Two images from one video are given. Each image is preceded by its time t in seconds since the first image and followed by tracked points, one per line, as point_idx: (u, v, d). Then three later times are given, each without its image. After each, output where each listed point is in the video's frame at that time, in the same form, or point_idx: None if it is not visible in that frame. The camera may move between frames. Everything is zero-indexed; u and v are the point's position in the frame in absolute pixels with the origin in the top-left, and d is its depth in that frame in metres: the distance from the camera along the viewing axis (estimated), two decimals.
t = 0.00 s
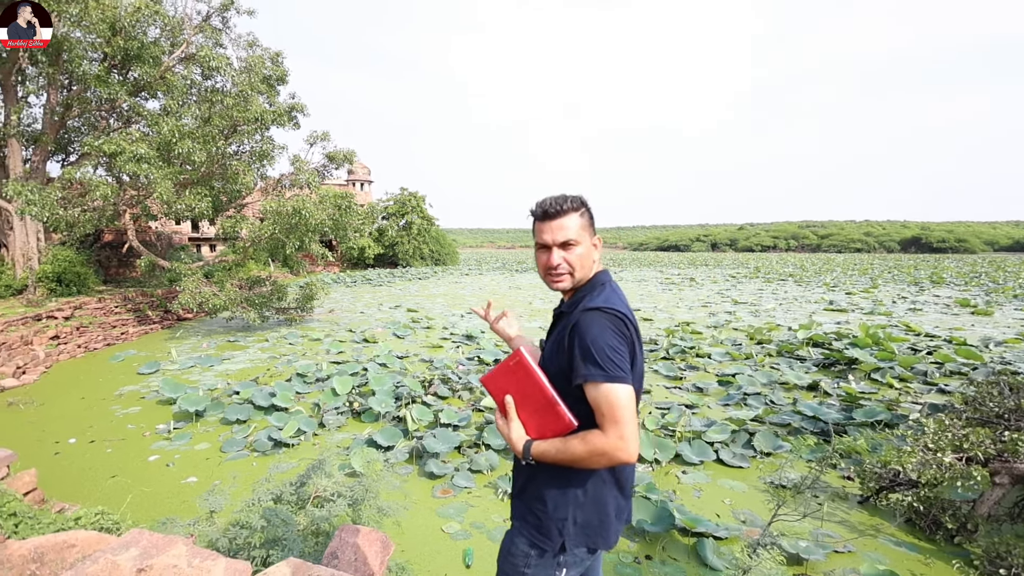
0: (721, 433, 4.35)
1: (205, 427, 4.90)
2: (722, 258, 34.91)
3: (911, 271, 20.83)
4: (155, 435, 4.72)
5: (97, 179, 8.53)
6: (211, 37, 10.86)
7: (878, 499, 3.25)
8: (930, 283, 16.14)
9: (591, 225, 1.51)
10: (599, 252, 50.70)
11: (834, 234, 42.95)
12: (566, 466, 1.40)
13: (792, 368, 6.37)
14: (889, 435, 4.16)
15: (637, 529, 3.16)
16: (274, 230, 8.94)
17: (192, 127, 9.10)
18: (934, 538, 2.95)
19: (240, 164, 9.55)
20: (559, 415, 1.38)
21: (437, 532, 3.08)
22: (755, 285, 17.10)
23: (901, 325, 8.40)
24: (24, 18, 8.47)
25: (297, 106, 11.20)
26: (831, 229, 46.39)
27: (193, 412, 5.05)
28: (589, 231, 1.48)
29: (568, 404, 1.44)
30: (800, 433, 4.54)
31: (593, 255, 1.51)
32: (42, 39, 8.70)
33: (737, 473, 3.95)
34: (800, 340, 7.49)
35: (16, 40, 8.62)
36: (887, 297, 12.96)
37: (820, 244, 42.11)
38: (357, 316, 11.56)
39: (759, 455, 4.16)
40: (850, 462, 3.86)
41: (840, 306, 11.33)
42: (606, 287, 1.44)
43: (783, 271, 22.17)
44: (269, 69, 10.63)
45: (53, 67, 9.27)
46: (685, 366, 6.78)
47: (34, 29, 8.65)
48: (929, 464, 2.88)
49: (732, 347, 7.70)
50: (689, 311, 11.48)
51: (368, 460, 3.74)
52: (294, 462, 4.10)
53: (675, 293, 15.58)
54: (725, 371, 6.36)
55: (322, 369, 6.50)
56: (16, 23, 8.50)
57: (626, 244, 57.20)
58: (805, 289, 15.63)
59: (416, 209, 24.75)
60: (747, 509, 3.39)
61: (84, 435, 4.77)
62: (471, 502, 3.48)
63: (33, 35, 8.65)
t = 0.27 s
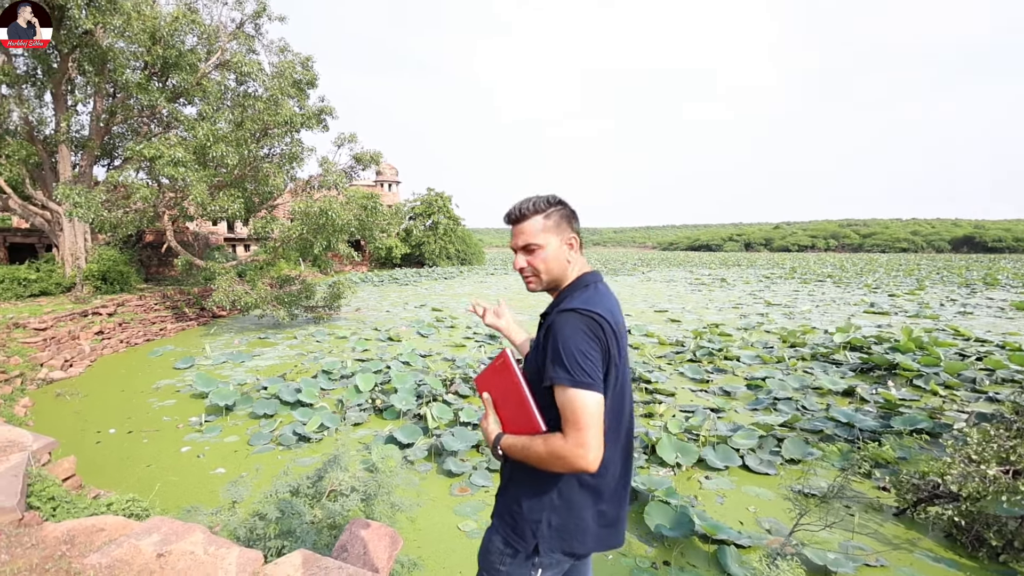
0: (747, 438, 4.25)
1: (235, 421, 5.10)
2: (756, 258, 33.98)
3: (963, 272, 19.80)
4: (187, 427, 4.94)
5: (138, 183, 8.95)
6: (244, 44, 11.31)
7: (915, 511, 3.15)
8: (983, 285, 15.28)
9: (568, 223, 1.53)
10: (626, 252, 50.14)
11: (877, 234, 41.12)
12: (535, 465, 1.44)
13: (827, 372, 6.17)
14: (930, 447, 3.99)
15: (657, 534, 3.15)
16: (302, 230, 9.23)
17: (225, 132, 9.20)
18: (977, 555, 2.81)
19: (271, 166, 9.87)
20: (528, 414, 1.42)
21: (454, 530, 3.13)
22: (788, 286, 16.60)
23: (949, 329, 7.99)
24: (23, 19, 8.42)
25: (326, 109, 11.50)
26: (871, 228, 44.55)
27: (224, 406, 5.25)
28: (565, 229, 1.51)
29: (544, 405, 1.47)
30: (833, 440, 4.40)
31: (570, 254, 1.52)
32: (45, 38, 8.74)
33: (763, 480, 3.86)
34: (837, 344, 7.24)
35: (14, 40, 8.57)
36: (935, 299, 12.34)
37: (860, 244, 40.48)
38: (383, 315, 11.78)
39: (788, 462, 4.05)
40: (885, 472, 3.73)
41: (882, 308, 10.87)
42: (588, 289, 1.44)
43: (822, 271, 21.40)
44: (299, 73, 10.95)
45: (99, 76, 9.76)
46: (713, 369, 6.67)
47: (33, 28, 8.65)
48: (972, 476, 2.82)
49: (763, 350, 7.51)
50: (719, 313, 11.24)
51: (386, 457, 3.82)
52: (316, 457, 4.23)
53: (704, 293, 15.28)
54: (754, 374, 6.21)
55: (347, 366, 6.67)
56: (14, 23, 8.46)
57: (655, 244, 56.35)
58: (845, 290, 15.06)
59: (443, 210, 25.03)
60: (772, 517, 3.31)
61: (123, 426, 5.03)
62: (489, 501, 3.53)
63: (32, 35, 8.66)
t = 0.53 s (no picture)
0: (790, 445, 4.08)
1: (275, 413, 5.32)
2: (804, 257, 32.53)
3: None
4: (231, 418, 5.19)
5: (189, 185, 9.45)
6: (287, 50, 11.73)
7: (974, 528, 2.90)
8: None
9: (553, 221, 1.53)
10: (664, 250, 49.09)
11: (940, 231, 38.50)
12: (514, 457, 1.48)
13: (880, 378, 5.85)
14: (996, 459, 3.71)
15: (689, 540, 3.08)
16: (341, 229, 9.50)
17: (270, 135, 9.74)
18: None
19: (312, 168, 10.21)
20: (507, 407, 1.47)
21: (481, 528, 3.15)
22: (839, 286, 15.80)
23: (1022, 334, 7.40)
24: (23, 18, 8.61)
25: (365, 111, 11.79)
26: (934, 225, 41.77)
27: (265, 399, 5.48)
28: (548, 227, 1.52)
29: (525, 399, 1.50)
30: (885, 449, 4.17)
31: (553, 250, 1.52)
32: (43, 38, 8.91)
33: (805, 488, 3.70)
34: (892, 348, 6.84)
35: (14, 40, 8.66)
36: (1007, 302, 11.43)
37: (920, 241, 37.98)
38: (419, 313, 11.99)
39: (833, 471, 3.86)
40: (943, 484, 3.49)
41: (945, 311, 10.17)
42: (566, 284, 1.43)
43: (878, 271, 20.24)
44: (339, 76, 11.26)
45: (154, 84, 10.36)
46: (754, 372, 6.45)
47: (34, 29, 8.81)
48: None
49: (810, 353, 7.18)
50: (763, 314, 10.84)
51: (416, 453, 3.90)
52: (349, 451, 4.36)
53: (747, 293, 14.76)
54: (799, 379, 5.96)
55: (382, 363, 6.83)
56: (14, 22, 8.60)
57: (695, 243, 54.90)
58: (903, 291, 14.21)
59: (479, 209, 25.24)
60: (814, 527, 3.17)
61: (172, 416, 5.34)
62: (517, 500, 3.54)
63: (33, 35, 8.80)
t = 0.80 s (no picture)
0: (825, 452, 3.93)
1: (304, 407, 5.47)
2: (849, 257, 31.20)
3: None
4: (263, 411, 5.37)
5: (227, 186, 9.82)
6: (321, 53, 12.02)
7: None
8: None
9: (527, 222, 1.52)
10: (698, 250, 47.97)
11: (999, 229, 36.21)
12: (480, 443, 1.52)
13: (927, 384, 5.57)
14: None
15: (717, 547, 3.00)
16: (371, 228, 9.68)
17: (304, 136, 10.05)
18: None
19: (344, 168, 10.44)
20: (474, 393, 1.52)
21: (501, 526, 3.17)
22: (886, 288, 15.04)
23: None
24: (23, 18, 8.95)
25: (396, 111, 11.97)
26: (992, 224, 39.32)
27: (295, 393, 5.64)
28: (522, 228, 1.51)
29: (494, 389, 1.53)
30: (931, 459, 3.95)
31: (525, 251, 1.52)
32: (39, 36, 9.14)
33: (842, 497, 3.55)
34: (942, 354, 6.48)
35: (15, 40, 8.97)
36: None
37: (978, 240, 35.70)
38: (447, 311, 12.11)
39: (873, 480, 3.68)
40: (994, 498, 3.29)
41: (1003, 315, 9.57)
42: (530, 276, 1.43)
43: (930, 272, 19.21)
44: (372, 77, 11.47)
45: (196, 89, 10.80)
46: (790, 375, 6.24)
47: (33, 29, 9.12)
48: None
49: (852, 357, 6.89)
50: (801, 316, 10.47)
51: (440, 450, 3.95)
52: (374, 446, 4.44)
53: (786, 294, 14.27)
54: (839, 383, 5.73)
55: (410, 360, 6.93)
56: (14, 22, 8.96)
57: (730, 243, 53.47)
58: (957, 293, 13.43)
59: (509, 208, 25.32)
60: (851, 538, 3.03)
61: (208, 408, 5.55)
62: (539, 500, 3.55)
63: (33, 35, 9.10)
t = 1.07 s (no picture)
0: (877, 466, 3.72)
1: (340, 403, 5.65)
2: (908, 258, 29.35)
3: None
4: (301, 405, 5.58)
5: (271, 187, 10.25)
6: (360, 57, 12.38)
7: None
8: None
9: (496, 229, 1.51)
10: (739, 250, 46.44)
11: None
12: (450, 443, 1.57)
13: (995, 396, 5.19)
14: None
15: (754, 561, 2.91)
16: (407, 229, 9.88)
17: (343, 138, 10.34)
18: None
19: (381, 169, 10.70)
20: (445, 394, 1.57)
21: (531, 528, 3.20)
22: (947, 291, 14.10)
23: None
24: (23, 18, 9.96)
25: (432, 113, 12.17)
26: None
27: (331, 388, 5.84)
28: (493, 236, 1.51)
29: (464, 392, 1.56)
30: (997, 478, 3.67)
31: (495, 258, 1.53)
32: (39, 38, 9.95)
33: (893, 515, 3.36)
34: (1012, 363, 6.01)
35: (16, 39, 9.87)
36: None
37: None
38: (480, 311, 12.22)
39: (930, 498, 3.47)
40: None
41: None
42: (494, 283, 1.45)
43: (1000, 274, 17.83)
44: (409, 80, 11.71)
45: (242, 96, 11.33)
46: (839, 383, 5.96)
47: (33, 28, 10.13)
48: None
49: (908, 366, 6.50)
50: (851, 320, 9.96)
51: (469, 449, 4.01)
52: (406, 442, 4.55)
53: (835, 297, 13.62)
54: (893, 393, 5.42)
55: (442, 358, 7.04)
56: (15, 23, 9.92)
57: (773, 243, 51.47)
58: None
59: (544, 207, 25.34)
60: (903, 559, 2.87)
61: (250, 401, 5.82)
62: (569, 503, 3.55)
63: (33, 35, 10.01)
